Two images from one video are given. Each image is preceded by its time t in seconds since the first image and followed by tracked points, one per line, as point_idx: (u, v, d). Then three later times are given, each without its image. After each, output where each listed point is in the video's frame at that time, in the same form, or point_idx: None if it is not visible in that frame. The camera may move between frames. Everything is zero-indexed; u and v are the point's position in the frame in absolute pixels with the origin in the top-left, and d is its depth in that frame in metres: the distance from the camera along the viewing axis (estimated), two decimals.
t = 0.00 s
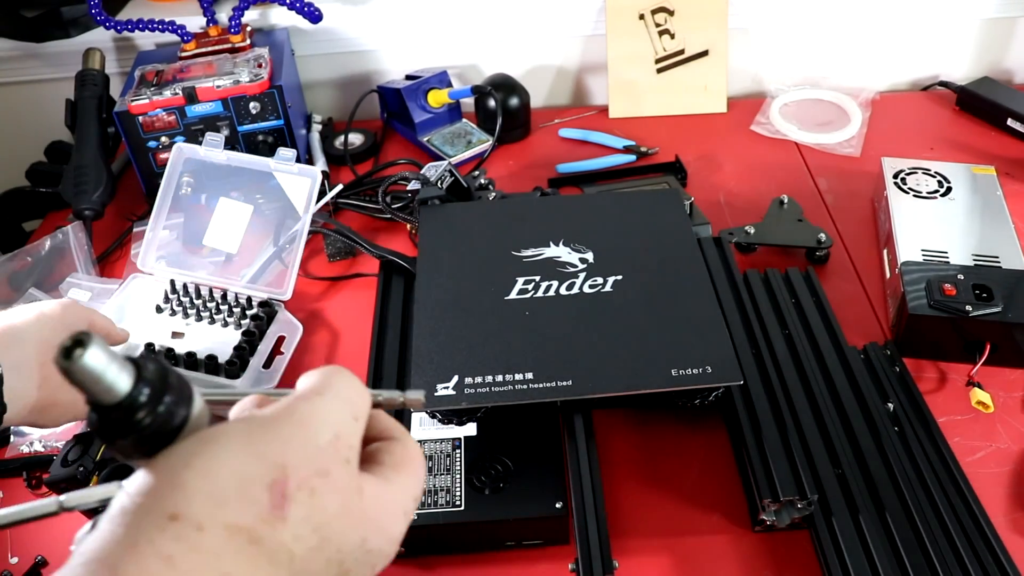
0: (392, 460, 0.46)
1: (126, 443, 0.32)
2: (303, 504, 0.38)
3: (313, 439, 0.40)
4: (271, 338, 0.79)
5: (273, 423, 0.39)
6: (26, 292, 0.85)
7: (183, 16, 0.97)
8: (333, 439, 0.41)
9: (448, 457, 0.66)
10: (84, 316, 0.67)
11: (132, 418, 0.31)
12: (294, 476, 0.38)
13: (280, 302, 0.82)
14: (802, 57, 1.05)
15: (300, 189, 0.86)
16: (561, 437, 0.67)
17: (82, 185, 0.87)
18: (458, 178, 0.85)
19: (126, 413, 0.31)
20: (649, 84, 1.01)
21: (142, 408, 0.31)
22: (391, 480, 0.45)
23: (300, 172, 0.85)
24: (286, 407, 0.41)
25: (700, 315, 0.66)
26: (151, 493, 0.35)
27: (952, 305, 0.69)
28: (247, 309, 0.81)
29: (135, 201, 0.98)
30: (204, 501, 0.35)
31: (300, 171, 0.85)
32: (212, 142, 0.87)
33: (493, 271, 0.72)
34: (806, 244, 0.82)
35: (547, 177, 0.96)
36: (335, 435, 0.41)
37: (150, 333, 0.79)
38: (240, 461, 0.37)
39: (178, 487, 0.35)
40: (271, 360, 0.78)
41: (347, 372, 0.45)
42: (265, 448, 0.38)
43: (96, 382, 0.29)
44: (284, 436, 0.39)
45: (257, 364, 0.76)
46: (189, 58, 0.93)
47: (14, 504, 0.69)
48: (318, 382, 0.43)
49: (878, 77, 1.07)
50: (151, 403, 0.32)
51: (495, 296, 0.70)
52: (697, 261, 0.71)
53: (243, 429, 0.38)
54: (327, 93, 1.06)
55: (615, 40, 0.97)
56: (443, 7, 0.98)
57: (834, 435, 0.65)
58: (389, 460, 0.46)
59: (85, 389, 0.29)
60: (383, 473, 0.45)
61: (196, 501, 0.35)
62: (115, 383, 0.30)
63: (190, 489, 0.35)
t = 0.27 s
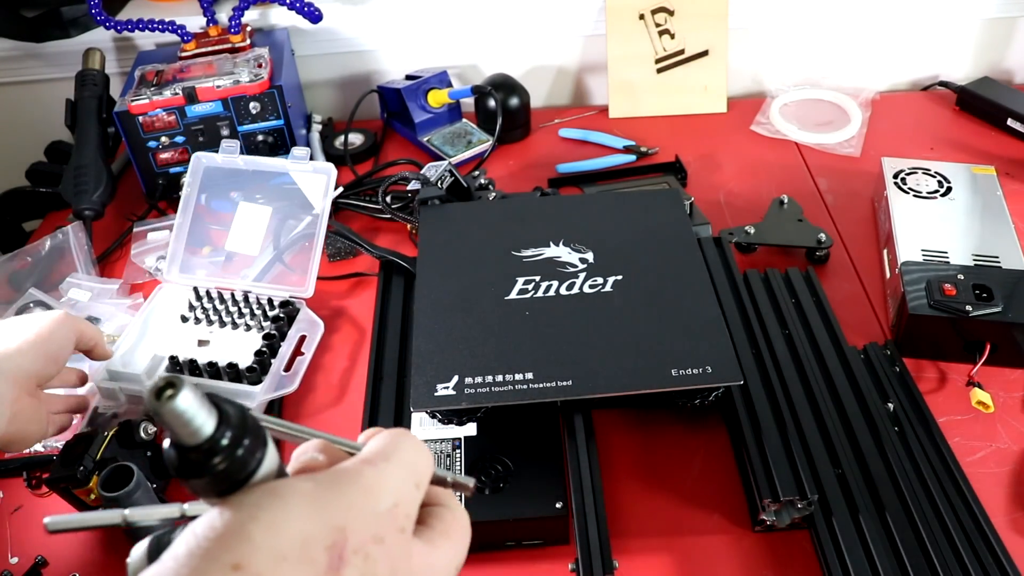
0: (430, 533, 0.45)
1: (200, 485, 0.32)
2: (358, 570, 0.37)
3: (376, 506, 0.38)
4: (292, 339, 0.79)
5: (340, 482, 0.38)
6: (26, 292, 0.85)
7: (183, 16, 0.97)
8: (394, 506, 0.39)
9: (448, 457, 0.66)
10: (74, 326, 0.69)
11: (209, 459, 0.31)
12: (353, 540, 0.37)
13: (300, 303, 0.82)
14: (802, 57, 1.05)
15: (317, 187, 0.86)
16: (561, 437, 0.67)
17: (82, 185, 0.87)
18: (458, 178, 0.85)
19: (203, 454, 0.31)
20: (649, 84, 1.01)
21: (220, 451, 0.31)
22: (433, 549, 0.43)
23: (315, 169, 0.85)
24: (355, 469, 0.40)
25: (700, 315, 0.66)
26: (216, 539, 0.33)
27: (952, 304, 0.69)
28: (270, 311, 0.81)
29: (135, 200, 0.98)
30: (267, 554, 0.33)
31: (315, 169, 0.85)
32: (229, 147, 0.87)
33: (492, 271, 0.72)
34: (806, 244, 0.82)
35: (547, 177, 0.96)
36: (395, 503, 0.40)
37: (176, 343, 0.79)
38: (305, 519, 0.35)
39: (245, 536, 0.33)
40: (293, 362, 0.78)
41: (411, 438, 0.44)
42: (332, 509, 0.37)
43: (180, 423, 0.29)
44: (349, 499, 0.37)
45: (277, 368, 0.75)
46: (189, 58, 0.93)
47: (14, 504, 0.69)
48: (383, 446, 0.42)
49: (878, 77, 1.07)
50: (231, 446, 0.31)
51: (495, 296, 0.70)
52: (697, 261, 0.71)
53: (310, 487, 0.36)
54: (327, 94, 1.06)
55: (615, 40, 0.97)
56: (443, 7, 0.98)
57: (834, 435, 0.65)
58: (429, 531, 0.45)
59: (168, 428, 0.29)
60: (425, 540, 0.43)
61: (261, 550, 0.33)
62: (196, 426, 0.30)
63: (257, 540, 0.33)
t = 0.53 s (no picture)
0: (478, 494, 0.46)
1: (253, 444, 0.33)
2: (393, 553, 0.38)
3: (416, 486, 0.39)
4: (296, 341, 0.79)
5: (384, 455, 0.39)
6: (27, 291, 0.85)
7: (182, 16, 0.97)
8: (433, 487, 0.40)
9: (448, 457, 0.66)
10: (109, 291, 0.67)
11: (260, 417, 0.32)
12: (389, 524, 0.38)
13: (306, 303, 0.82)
14: (802, 57, 1.05)
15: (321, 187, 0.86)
16: (561, 437, 0.67)
17: (82, 185, 0.87)
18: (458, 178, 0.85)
19: (255, 413, 0.32)
20: (649, 84, 1.01)
21: (271, 407, 0.33)
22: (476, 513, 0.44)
23: (320, 167, 0.86)
24: (396, 438, 0.40)
25: (700, 315, 0.66)
26: (253, 518, 0.35)
27: (952, 305, 0.69)
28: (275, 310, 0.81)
29: (135, 200, 0.98)
30: (302, 538, 0.35)
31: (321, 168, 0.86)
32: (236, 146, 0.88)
33: (493, 270, 0.72)
34: (806, 244, 0.82)
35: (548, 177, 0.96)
36: (436, 483, 0.40)
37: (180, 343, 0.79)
38: (343, 500, 0.37)
39: (280, 519, 0.35)
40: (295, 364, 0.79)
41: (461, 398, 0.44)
42: (371, 492, 0.37)
43: (230, 379, 0.30)
44: (390, 482, 0.38)
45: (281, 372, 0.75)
46: (189, 58, 0.93)
47: (14, 504, 0.69)
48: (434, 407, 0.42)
49: (877, 77, 1.07)
50: (283, 401, 0.33)
51: (495, 297, 0.70)
52: (696, 260, 0.71)
53: (350, 465, 0.38)
54: (328, 93, 1.06)
55: (615, 40, 0.97)
56: (443, 7, 0.98)
57: (834, 435, 0.65)
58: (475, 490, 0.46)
59: (218, 387, 0.31)
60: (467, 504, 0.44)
61: (295, 535, 0.35)
62: (248, 383, 0.31)
63: (291, 522, 0.35)
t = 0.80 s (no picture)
0: (502, 435, 0.49)
1: (249, 399, 0.39)
2: (398, 498, 0.41)
3: (414, 426, 0.41)
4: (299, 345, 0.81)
5: (381, 399, 0.41)
6: (34, 292, 0.86)
7: (186, 19, 0.98)
8: (434, 423, 0.42)
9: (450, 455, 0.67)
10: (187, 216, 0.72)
11: (248, 371, 0.38)
12: (389, 471, 0.40)
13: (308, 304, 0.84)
14: (800, 60, 1.06)
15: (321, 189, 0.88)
16: (561, 436, 0.68)
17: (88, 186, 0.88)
18: (458, 180, 0.86)
19: (241, 368, 0.38)
20: (648, 87, 1.02)
21: (255, 361, 0.38)
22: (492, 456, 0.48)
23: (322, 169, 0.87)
24: (391, 378, 0.42)
25: (698, 315, 0.67)
26: (254, 483, 0.39)
27: (947, 305, 0.70)
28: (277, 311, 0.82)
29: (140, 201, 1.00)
30: (300, 497, 0.39)
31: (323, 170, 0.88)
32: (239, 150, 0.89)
33: (494, 271, 0.73)
34: (803, 244, 0.83)
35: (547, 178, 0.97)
36: (436, 417, 0.42)
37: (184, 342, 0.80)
38: (340, 450, 0.40)
39: (278, 482, 0.39)
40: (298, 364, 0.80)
41: (466, 321, 0.46)
42: (366, 439, 0.40)
43: (209, 342, 0.35)
44: (387, 428, 0.40)
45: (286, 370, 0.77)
46: (194, 61, 0.94)
47: (21, 501, 0.70)
48: (436, 338, 0.44)
49: (874, 79, 1.08)
50: (262, 352, 0.38)
51: (496, 296, 0.71)
52: (694, 261, 0.72)
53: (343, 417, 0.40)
54: (330, 96, 1.08)
55: (614, 43, 0.98)
56: (444, 10, 0.99)
57: (830, 433, 0.66)
58: (500, 432, 0.49)
59: (201, 352, 0.36)
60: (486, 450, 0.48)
61: (291, 499, 0.39)
62: (225, 341, 0.36)
63: (287, 485, 0.39)
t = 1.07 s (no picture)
0: (518, 484, 0.46)
1: (236, 486, 0.37)
2: None
3: (418, 499, 0.39)
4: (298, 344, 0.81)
5: (383, 471, 0.39)
6: (34, 292, 0.86)
7: (187, 20, 0.98)
8: (441, 495, 0.39)
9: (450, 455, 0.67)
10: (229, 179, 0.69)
11: (230, 456, 0.36)
12: (389, 544, 0.37)
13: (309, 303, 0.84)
14: (800, 60, 1.05)
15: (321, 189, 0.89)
16: (561, 436, 0.68)
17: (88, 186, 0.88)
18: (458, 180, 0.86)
19: (222, 455, 0.36)
20: (648, 87, 1.02)
21: (236, 443, 0.36)
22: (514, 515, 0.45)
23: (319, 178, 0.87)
24: (398, 451, 0.40)
25: (698, 315, 0.67)
26: (243, 562, 0.37)
27: (946, 304, 0.70)
28: (276, 310, 0.82)
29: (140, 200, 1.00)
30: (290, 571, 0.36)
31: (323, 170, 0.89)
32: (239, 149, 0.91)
33: (494, 270, 0.73)
34: (803, 244, 0.83)
35: (547, 178, 0.97)
36: (444, 491, 0.39)
37: (184, 342, 0.80)
38: (336, 526, 0.37)
39: (266, 557, 0.36)
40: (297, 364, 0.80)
41: (495, 396, 0.45)
42: (364, 511, 0.38)
43: (181, 435, 0.33)
44: (386, 501, 0.38)
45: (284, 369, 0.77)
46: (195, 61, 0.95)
47: (21, 501, 0.70)
48: (456, 412, 0.43)
49: (874, 80, 1.08)
50: (239, 441, 0.36)
51: (496, 296, 0.71)
52: (694, 261, 0.72)
53: (342, 487, 0.38)
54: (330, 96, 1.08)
55: (614, 43, 0.98)
56: (444, 10, 0.99)
57: (830, 434, 0.66)
58: (514, 479, 0.46)
59: (177, 445, 0.34)
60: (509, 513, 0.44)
61: None
62: (200, 431, 0.35)
63: (278, 558, 0.36)
